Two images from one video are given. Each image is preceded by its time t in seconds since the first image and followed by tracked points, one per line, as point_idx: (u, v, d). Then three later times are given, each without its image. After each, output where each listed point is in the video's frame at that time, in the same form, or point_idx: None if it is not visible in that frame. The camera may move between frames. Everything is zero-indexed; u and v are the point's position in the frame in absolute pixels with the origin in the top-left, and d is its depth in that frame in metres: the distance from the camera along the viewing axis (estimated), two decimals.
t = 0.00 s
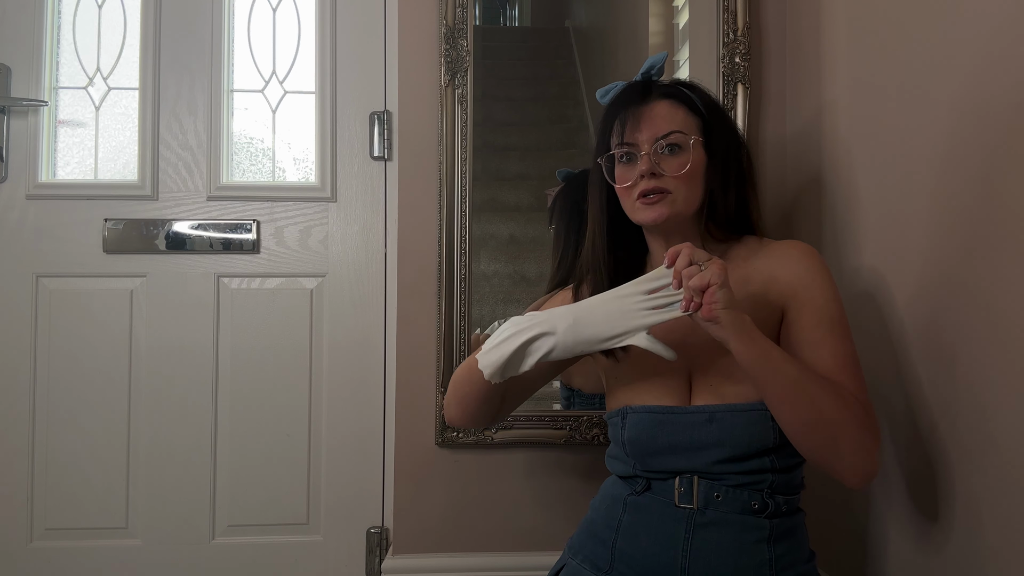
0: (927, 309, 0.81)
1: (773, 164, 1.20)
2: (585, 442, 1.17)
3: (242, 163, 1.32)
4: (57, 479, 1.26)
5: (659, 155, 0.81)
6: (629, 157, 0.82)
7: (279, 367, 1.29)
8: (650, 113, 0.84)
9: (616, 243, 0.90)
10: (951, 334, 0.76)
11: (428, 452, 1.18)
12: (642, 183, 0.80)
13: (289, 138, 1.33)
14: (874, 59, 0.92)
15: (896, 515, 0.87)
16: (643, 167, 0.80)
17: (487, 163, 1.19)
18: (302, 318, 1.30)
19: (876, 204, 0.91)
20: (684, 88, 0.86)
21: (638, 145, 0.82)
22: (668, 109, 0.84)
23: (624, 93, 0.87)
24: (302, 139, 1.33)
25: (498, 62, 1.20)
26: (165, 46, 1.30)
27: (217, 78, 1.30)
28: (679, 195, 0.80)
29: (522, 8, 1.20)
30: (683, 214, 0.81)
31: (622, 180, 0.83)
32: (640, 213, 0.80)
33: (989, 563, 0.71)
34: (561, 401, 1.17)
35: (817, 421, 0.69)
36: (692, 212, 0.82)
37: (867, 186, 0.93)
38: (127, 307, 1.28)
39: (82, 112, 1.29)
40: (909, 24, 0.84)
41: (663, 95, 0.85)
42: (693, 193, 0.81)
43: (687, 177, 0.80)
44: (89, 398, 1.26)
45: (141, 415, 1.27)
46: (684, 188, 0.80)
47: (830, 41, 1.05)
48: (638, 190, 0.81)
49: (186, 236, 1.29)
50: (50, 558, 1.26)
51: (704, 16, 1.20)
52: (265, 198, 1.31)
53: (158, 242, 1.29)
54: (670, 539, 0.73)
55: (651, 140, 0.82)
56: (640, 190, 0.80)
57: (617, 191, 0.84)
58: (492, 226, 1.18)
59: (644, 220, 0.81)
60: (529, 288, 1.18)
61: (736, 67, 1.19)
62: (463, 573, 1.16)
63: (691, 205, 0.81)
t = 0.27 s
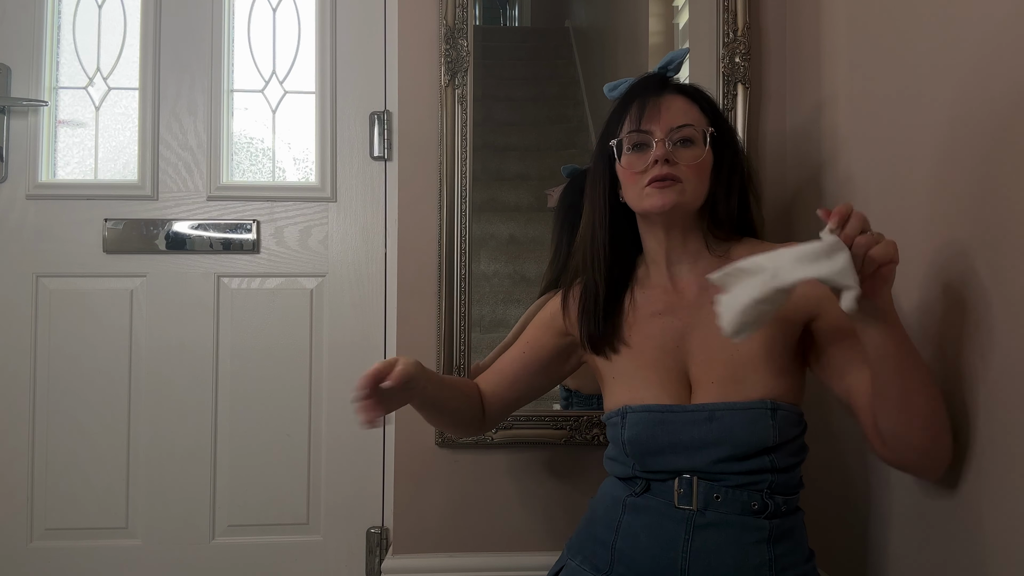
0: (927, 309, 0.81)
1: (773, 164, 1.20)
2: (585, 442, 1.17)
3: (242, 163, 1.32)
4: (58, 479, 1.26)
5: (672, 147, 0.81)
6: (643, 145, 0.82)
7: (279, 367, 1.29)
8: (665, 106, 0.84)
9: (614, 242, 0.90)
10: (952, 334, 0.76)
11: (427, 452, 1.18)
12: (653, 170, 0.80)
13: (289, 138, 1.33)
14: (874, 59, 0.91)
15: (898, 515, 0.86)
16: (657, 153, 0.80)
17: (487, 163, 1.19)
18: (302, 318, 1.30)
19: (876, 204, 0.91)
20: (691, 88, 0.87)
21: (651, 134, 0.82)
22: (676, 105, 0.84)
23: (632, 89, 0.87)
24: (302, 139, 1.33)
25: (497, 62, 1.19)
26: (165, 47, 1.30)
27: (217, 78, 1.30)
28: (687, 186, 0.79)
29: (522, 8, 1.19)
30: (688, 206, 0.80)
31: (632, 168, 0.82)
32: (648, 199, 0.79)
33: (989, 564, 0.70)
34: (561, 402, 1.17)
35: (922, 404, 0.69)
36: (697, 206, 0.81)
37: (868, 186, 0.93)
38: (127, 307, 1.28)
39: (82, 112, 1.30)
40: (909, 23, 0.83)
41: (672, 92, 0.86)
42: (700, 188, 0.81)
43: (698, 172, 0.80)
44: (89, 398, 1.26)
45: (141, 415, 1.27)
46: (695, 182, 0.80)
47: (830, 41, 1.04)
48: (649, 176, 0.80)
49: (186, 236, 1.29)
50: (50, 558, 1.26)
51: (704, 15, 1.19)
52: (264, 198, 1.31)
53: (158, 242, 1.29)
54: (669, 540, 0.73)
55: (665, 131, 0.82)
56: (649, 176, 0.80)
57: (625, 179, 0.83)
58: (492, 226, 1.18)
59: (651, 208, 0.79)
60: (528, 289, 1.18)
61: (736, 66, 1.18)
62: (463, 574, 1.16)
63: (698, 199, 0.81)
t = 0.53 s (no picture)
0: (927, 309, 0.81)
1: (773, 164, 1.20)
2: (585, 442, 1.17)
3: (242, 163, 1.32)
4: (57, 479, 1.26)
5: (677, 151, 0.81)
6: (648, 150, 0.82)
7: (279, 367, 1.29)
8: (670, 108, 0.84)
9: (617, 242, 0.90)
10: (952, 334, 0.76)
11: (427, 452, 1.18)
12: (658, 175, 0.80)
13: (289, 138, 1.33)
14: (874, 59, 0.91)
15: (897, 515, 0.87)
16: (663, 158, 0.80)
17: (487, 162, 1.19)
18: (302, 318, 1.30)
19: (876, 204, 0.91)
20: (696, 91, 0.87)
21: (657, 138, 0.82)
22: (682, 107, 0.84)
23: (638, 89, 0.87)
24: (302, 139, 1.33)
25: (498, 62, 1.19)
26: (165, 47, 1.30)
27: (217, 78, 1.30)
28: (691, 193, 0.80)
29: (522, 8, 1.20)
30: (691, 212, 0.81)
31: (637, 171, 0.82)
32: (653, 205, 0.80)
33: (988, 564, 0.70)
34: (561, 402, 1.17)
35: (852, 433, 0.68)
36: (699, 213, 0.82)
37: (868, 185, 0.93)
38: (127, 307, 1.28)
39: (82, 112, 1.30)
40: (909, 23, 0.84)
41: (677, 95, 0.85)
42: (703, 194, 0.81)
43: (702, 178, 0.80)
44: (89, 398, 1.26)
45: (141, 415, 1.27)
46: (698, 188, 0.80)
47: (829, 41, 1.04)
48: (654, 181, 0.80)
49: (186, 236, 1.29)
50: (49, 558, 1.26)
51: (704, 15, 1.20)
52: (265, 198, 1.31)
53: (158, 242, 1.29)
54: (666, 538, 0.73)
55: (670, 135, 0.82)
56: (655, 182, 0.80)
57: (629, 182, 0.83)
58: (492, 226, 1.18)
59: (656, 215, 0.80)
60: (529, 289, 1.18)
61: (736, 67, 1.19)
62: (462, 574, 1.16)
63: (701, 204, 0.81)
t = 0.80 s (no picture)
0: (928, 310, 0.80)
1: (773, 164, 1.20)
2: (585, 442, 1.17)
3: (242, 163, 1.32)
4: (57, 479, 1.26)
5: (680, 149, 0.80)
6: (650, 147, 0.81)
7: (279, 367, 1.29)
8: (672, 107, 0.83)
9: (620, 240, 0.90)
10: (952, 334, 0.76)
11: (427, 452, 1.18)
12: (661, 170, 0.79)
13: (289, 138, 1.33)
14: (875, 59, 0.91)
15: (898, 515, 0.87)
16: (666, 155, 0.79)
17: (487, 162, 1.19)
18: (303, 318, 1.30)
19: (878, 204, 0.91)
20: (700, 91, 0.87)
21: (659, 135, 0.81)
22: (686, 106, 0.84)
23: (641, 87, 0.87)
24: (302, 139, 1.33)
25: (498, 62, 1.19)
26: (165, 47, 1.30)
27: (217, 78, 1.30)
28: (693, 189, 0.79)
29: (522, 8, 1.20)
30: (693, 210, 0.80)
31: (639, 165, 0.81)
32: (656, 202, 0.79)
33: (988, 564, 0.70)
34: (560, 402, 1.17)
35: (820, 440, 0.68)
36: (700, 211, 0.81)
37: (868, 186, 0.93)
38: (127, 307, 1.28)
39: (82, 112, 1.30)
40: (909, 24, 0.83)
41: (682, 93, 0.85)
42: (705, 192, 0.81)
43: (704, 175, 0.80)
44: (89, 398, 1.26)
45: (141, 415, 1.27)
46: (701, 185, 0.80)
47: (830, 41, 1.04)
48: (657, 179, 0.79)
49: (186, 236, 1.29)
50: (50, 558, 1.26)
51: (704, 15, 1.19)
52: (265, 198, 1.31)
53: (158, 242, 1.29)
54: (664, 539, 0.73)
55: (673, 133, 0.81)
56: (657, 176, 0.79)
57: (631, 176, 0.82)
58: (492, 226, 1.18)
59: (659, 211, 0.79)
60: (528, 289, 1.18)
61: (736, 67, 1.18)
62: (463, 574, 1.16)
63: (703, 202, 0.80)
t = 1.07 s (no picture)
0: (931, 311, 0.80)
1: (773, 165, 1.20)
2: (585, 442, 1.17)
3: (242, 163, 1.32)
4: (57, 479, 1.26)
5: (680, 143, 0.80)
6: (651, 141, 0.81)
7: (279, 367, 1.29)
8: (671, 103, 0.83)
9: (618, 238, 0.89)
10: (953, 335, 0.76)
11: (428, 452, 1.18)
12: (661, 163, 0.79)
13: (289, 138, 1.33)
14: (876, 59, 0.91)
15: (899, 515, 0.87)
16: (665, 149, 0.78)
17: (487, 163, 1.19)
18: (303, 318, 1.30)
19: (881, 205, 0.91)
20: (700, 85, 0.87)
21: (659, 129, 0.81)
22: (686, 100, 0.84)
23: (640, 81, 0.86)
24: (302, 139, 1.33)
25: (498, 62, 1.19)
26: (165, 47, 1.30)
27: (217, 78, 1.30)
28: (693, 184, 0.79)
29: (522, 8, 1.20)
30: (694, 205, 0.79)
31: (639, 160, 0.81)
32: (654, 196, 0.78)
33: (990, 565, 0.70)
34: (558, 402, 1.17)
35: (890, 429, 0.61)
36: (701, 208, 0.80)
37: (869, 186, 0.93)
38: (127, 307, 1.28)
39: (82, 112, 1.30)
40: (911, 24, 0.83)
41: (681, 87, 0.85)
42: (706, 188, 0.80)
43: (703, 171, 0.79)
44: (90, 398, 1.27)
45: (141, 415, 1.27)
46: (700, 180, 0.79)
47: (830, 42, 1.05)
48: (656, 172, 0.79)
49: (186, 236, 1.29)
50: (50, 558, 1.26)
51: (704, 16, 1.20)
52: (264, 198, 1.31)
53: (158, 242, 1.29)
54: (663, 543, 0.73)
55: (673, 127, 0.81)
56: (657, 170, 0.79)
57: (631, 172, 0.81)
58: (492, 226, 1.18)
59: (656, 205, 0.79)
60: (528, 289, 1.18)
61: (736, 67, 1.19)
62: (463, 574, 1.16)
63: (703, 198, 0.80)
